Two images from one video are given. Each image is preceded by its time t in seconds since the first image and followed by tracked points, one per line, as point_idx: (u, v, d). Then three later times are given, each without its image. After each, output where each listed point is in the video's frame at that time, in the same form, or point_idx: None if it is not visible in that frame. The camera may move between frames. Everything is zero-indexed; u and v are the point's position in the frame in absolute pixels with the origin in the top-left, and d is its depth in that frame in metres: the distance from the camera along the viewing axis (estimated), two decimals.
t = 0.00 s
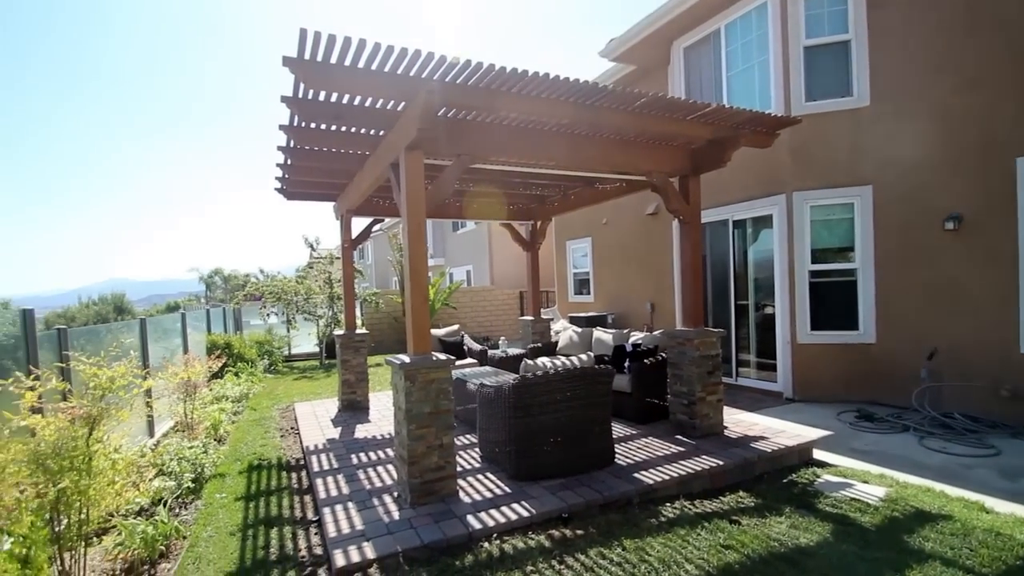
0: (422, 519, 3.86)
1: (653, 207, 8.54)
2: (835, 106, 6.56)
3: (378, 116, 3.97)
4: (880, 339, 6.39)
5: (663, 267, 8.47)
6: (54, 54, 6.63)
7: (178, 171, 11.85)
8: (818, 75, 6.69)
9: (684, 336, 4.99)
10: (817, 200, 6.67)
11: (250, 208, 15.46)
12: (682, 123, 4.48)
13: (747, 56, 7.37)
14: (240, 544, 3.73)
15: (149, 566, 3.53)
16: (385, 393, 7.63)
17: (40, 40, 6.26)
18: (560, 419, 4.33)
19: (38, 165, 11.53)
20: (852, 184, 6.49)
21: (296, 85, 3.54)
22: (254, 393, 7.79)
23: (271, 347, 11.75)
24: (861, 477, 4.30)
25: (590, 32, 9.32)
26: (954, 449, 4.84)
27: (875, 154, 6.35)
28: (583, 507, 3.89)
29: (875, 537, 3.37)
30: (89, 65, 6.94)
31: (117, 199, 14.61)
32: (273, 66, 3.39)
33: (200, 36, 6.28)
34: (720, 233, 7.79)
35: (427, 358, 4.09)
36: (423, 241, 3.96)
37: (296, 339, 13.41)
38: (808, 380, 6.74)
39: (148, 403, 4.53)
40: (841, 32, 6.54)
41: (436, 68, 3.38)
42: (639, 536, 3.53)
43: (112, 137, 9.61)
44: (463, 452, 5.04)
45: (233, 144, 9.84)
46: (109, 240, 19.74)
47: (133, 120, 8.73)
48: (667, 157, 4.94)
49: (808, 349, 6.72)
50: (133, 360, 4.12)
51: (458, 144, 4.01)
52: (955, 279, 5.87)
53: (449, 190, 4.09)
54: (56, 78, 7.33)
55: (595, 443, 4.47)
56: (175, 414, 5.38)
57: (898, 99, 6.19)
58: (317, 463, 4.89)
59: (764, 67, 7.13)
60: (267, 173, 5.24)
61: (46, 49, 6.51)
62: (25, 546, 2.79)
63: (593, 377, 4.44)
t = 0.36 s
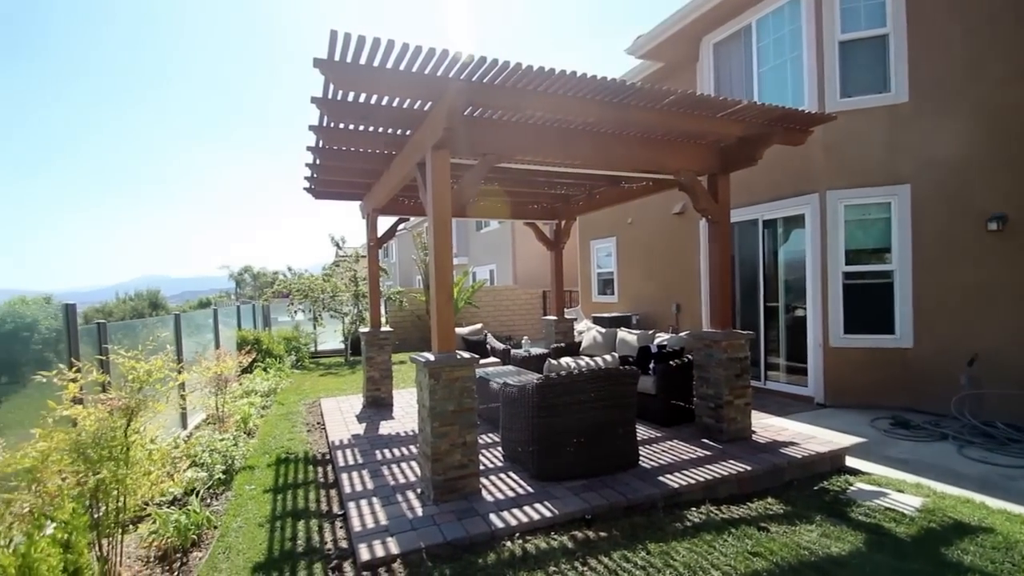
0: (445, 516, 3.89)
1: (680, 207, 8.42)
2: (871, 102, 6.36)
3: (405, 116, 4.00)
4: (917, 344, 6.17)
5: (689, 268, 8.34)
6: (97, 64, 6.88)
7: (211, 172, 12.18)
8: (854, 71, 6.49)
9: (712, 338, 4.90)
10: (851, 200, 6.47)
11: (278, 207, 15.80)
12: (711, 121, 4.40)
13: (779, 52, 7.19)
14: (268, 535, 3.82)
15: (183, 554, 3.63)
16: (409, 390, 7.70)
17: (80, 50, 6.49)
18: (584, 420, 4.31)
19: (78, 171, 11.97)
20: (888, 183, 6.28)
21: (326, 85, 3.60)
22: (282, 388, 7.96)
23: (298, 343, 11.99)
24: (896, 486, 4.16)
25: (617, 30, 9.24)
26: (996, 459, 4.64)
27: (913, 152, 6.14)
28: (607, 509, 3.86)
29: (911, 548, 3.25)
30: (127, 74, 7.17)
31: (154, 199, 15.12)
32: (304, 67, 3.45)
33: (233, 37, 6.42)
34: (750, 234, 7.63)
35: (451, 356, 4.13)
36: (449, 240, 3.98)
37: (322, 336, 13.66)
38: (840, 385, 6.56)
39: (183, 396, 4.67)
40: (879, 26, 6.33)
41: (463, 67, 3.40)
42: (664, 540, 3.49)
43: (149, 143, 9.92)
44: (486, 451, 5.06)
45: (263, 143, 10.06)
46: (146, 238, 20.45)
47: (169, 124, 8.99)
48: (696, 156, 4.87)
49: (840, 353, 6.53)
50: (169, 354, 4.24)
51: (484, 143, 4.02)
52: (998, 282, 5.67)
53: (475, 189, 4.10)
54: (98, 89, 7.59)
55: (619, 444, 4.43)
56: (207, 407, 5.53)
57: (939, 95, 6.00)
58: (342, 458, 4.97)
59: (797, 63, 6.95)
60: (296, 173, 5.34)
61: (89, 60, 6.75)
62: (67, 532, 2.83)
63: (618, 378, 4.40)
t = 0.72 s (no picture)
0: (475, 515, 3.91)
1: (713, 206, 8.25)
2: (916, 97, 6.11)
3: (436, 118, 4.04)
4: (966, 348, 5.89)
5: (722, 269, 8.17)
6: (142, 75, 7.17)
7: (247, 177, 12.56)
8: (898, 64, 6.24)
9: (747, 341, 4.78)
10: (895, 198, 6.22)
11: (310, 208, 16.17)
12: (747, 118, 4.30)
13: (818, 45, 6.98)
14: (303, 529, 3.91)
15: (222, 545, 3.75)
16: (439, 389, 7.77)
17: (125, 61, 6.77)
18: (614, 422, 4.26)
19: (123, 179, 12.52)
20: (935, 181, 6.02)
21: (360, 89, 3.67)
22: (315, 386, 8.15)
23: (330, 342, 12.25)
24: (944, 496, 3.97)
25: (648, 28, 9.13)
26: None
27: (963, 148, 5.88)
28: (638, 512, 3.81)
29: (961, 562, 3.10)
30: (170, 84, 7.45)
31: (194, 202, 15.71)
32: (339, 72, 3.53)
33: (270, 42, 6.61)
34: (787, 233, 7.42)
35: (481, 356, 4.14)
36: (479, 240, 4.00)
37: (353, 335, 13.93)
38: (882, 390, 6.31)
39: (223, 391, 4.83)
40: (926, 17, 6.06)
41: (494, 69, 3.41)
42: (697, 546, 3.42)
43: (190, 151, 10.29)
44: (516, 452, 5.07)
45: (296, 146, 10.30)
46: (186, 240, 21.24)
47: (209, 131, 9.31)
48: (730, 154, 4.76)
49: (883, 357, 6.29)
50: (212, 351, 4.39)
51: (514, 145, 4.03)
52: None
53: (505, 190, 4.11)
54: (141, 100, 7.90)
55: (650, 447, 4.37)
56: (244, 403, 5.71)
57: (990, 89, 5.74)
58: (373, 455, 5.05)
59: (837, 57, 6.73)
60: (330, 176, 5.47)
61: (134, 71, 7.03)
62: (115, 521, 2.92)
63: (650, 380, 4.33)
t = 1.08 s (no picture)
0: (501, 512, 3.93)
1: (744, 202, 8.09)
2: (960, 86, 5.87)
3: (462, 116, 4.05)
4: (1015, 348, 5.62)
5: (754, 266, 8.00)
6: (182, 92, 7.43)
7: (277, 179, 12.86)
8: (941, 52, 6.00)
9: (780, 340, 4.67)
10: (937, 191, 5.98)
11: (337, 208, 16.45)
12: (779, 111, 4.19)
13: (855, 34, 6.75)
14: (333, 522, 4.00)
15: (257, 536, 3.87)
16: (465, 387, 7.82)
17: (166, 78, 7.02)
18: (643, 421, 4.21)
19: (162, 185, 12.99)
20: (980, 173, 5.76)
21: (387, 88, 3.70)
22: (343, 382, 8.30)
23: (358, 340, 12.46)
24: (990, 502, 3.80)
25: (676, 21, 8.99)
26: None
27: (1011, 138, 5.61)
28: (667, 513, 3.76)
29: (1009, 572, 2.96)
30: (207, 95, 7.69)
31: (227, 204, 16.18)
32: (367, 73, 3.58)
33: (298, 43, 6.74)
34: (822, 229, 7.21)
35: (507, 354, 4.15)
36: (505, 238, 4.01)
37: (380, 333, 14.13)
38: (923, 391, 6.08)
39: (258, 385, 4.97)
40: (971, 2, 5.79)
41: (520, 65, 3.40)
42: (728, 548, 3.36)
43: (223, 154, 10.58)
44: (542, 449, 5.07)
45: (324, 146, 10.49)
46: (219, 240, 21.88)
47: (242, 134, 9.56)
48: (762, 149, 4.64)
49: (923, 357, 6.06)
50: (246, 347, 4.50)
51: (540, 142, 4.01)
52: None
53: (531, 187, 4.11)
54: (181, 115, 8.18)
55: (679, 447, 4.31)
56: (276, 398, 5.85)
57: None
58: (401, 451, 5.12)
59: (875, 46, 6.50)
60: (358, 176, 5.55)
61: (175, 89, 7.29)
62: (157, 510, 2.98)
63: (679, 379, 4.27)
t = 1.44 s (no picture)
0: (538, 512, 3.93)
1: (788, 198, 7.83)
2: None
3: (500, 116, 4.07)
4: None
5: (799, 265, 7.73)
6: (227, 101, 7.72)
7: (315, 182, 13.25)
8: (1004, 37, 5.66)
9: (829, 341, 4.50)
10: (1000, 185, 5.64)
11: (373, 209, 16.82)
12: (827, 103, 4.05)
13: (909, 21, 6.43)
14: (373, 516, 4.09)
15: (301, 527, 4.02)
16: (499, 386, 7.86)
17: (214, 89, 7.32)
18: (683, 423, 4.13)
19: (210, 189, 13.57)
20: None
21: (426, 90, 3.76)
22: (380, 379, 8.47)
23: (394, 338, 12.70)
24: None
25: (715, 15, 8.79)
26: None
27: None
28: (708, 518, 3.68)
29: None
30: (253, 104, 8.00)
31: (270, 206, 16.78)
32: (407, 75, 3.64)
33: (335, 45, 6.90)
34: (873, 226, 6.90)
35: (544, 353, 4.15)
36: (542, 238, 4.01)
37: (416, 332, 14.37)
38: (984, 397, 5.75)
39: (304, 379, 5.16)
40: None
41: (559, 63, 3.40)
42: (773, 556, 3.25)
43: (264, 160, 10.96)
44: (578, 450, 5.05)
45: (361, 147, 10.74)
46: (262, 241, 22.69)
47: (283, 139, 9.88)
48: (809, 143, 4.48)
49: (984, 361, 5.73)
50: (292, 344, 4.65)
51: (577, 141, 3.99)
52: None
53: (568, 186, 4.10)
54: (227, 124, 8.52)
55: (719, 450, 4.22)
56: (317, 394, 6.03)
57: None
58: (437, 448, 5.19)
59: (931, 32, 6.19)
60: (395, 177, 5.65)
61: (222, 98, 7.60)
62: (211, 499, 3.11)
63: (721, 381, 4.17)
